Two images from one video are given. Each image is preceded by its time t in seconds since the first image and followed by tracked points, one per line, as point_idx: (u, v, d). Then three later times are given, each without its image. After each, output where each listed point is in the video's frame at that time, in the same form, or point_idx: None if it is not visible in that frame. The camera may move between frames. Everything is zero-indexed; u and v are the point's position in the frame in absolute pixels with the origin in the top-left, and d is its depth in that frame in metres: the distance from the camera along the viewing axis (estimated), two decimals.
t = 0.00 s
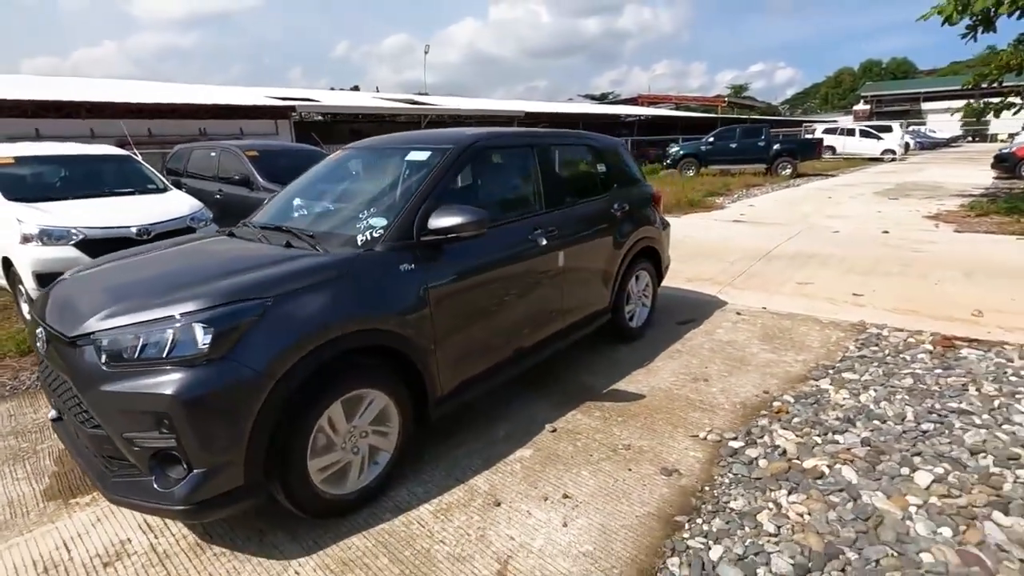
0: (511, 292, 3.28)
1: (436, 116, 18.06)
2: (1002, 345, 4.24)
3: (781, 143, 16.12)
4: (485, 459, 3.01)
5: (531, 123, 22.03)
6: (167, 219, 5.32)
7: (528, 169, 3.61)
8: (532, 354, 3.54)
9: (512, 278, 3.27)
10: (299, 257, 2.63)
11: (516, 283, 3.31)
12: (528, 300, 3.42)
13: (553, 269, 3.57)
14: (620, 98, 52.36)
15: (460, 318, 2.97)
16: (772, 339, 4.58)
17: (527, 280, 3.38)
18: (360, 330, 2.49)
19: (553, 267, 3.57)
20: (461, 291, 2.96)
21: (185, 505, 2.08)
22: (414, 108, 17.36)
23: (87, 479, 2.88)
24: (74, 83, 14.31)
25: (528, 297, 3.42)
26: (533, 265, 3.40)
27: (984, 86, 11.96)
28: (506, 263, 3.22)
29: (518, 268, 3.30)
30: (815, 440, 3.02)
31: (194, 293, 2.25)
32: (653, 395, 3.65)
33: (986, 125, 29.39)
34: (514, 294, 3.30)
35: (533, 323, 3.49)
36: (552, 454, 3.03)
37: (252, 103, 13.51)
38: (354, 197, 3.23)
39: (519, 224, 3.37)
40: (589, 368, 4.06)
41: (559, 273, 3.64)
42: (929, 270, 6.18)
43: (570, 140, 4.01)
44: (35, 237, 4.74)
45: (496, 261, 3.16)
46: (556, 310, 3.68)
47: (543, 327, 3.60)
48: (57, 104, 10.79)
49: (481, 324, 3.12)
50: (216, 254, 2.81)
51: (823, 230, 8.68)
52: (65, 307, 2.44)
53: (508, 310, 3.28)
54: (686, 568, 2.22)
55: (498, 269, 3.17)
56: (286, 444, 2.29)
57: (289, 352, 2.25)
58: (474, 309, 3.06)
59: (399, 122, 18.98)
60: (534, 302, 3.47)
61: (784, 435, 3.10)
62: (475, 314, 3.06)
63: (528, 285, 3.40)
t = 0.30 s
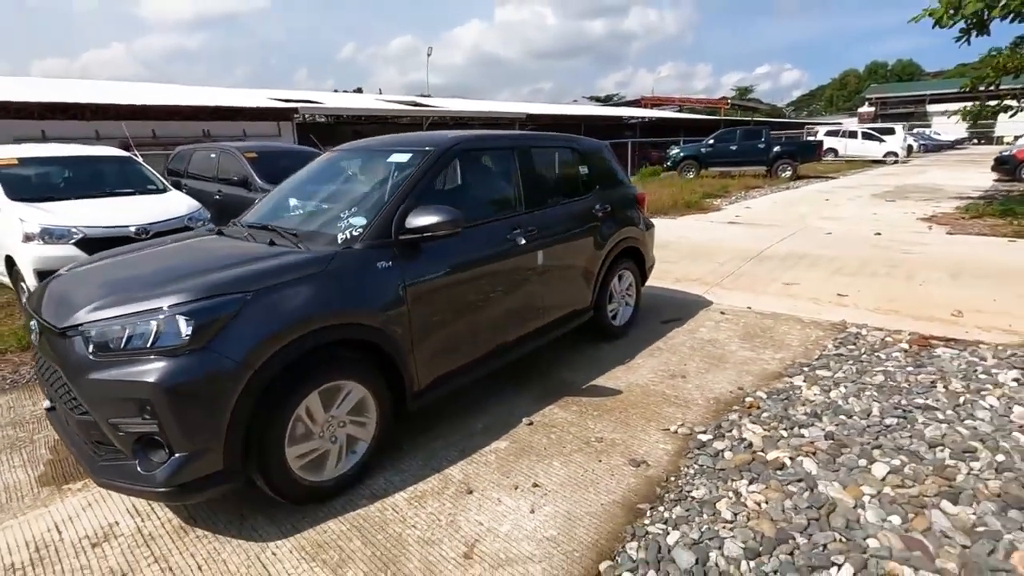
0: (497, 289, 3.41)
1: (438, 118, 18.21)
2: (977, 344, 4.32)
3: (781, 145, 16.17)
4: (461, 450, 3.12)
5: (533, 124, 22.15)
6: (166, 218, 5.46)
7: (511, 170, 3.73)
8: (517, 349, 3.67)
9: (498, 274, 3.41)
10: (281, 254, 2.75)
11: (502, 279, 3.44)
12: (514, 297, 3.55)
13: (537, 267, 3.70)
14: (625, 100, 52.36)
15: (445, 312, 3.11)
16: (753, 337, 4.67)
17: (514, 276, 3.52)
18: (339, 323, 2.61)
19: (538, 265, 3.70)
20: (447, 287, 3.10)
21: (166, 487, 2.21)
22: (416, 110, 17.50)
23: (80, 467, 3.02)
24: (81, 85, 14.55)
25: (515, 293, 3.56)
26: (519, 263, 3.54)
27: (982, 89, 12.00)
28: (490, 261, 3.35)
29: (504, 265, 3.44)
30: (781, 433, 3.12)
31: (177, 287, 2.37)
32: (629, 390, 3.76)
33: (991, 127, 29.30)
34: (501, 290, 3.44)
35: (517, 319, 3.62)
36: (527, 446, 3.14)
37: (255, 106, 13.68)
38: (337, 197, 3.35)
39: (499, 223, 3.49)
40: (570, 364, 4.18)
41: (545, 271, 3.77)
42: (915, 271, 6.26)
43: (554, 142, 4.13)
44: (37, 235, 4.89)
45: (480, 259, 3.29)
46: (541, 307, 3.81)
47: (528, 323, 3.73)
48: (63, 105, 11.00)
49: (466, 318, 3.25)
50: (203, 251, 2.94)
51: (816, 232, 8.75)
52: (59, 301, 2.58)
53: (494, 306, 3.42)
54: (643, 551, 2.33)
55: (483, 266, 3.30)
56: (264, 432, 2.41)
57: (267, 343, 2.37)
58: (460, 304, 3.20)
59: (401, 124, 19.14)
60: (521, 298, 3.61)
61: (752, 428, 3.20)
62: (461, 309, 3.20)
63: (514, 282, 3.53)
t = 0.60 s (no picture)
0: (499, 288, 3.48)
1: (446, 122, 18.34)
2: (977, 346, 4.34)
3: (788, 150, 16.17)
4: (462, 445, 3.18)
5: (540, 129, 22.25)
6: (177, 219, 5.57)
7: (514, 172, 3.80)
8: (519, 347, 3.73)
9: (500, 274, 3.48)
10: (287, 252, 2.83)
11: (504, 278, 3.51)
12: (516, 296, 3.62)
13: (539, 268, 3.76)
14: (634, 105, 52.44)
15: (447, 310, 3.18)
16: (753, 338, 4.70)
17: (516, 276, 3.59)
18: (343, 319, 2.68)
19: (539, 265, 3.77)
20: (449, 285, 3.17)
21: (175, 474, 2.29)
22: (425, 114, 17.63)
23: (91, 457, 3.10)
24: (96, 90, 14.80)
25: (517, 293, 3.63)
26: (521, 262, 3.61)
27: (990, 94, 11.98)
28: (492, 260, 3.42)
29: (505, 265, 3.51)
30: (777, 431, 3.16)
31: (188, 282, 2.45)
32: (629, 389, 3.81)
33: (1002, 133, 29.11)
34: (503, 289, 3.51)
35: (519, 318, 3.68)
36: (526, 442, 3.20)
37: (266, 110, 13.86)
38: (343, 197, 3.43)
39: (500, 223, 3.55)
40: (571, 364, 4.23)
41: (546, 271, 3.83)
42: (919, 274, 6.27)
43: (557, 145, 4.20)
44: (52, 235, 5.01)
45: (482, 258, 3.36)
46: (543, 307, 3.87)
47: (530, 322, 3.79)
48: (78, 109, 11.20)
49: (468, 316, 3.32)
50: (213, 248, 3.03)
51: (822, 236, 8.76)
52: (74, 296, 2.67)
53: (496, 304, 3.49)
54: (637, 542, 2.38)
55: (485, 266, 3.38)
56: (270, 423, 2.49)
57: (272, 337, 2.45)
58: (462, 303, 3.27)
59: (410, 128, 19.29)
60: (523, 297, 3.68)
61: (749, 426, 3.24)
62: (463, 307, 3.27)
63: (515, 281, 3.60)
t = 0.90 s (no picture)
0: (508, 294, 3.53)
1: (456, 129, 18.47)
2: (987, 355, 4.33)
3: (798, 156, 16.13)
4: (470, 449, 3.23)
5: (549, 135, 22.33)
6: (191, 225, 5.67)
7: (523, 180, 3.85)
8: (527, 353, 3.77)
9: (509, 280, 3.53)
10: (300, 258, 2.89)
11: (512, 285, 3.55)
12: (524, 302, 3.67)
13: (548, 274, 3.81)
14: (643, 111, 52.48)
15: (457, 315, 3.23)
16: (761, 345, 4.72)
17: (524, 282, 3.64)
18: (354, 324, 2.73)
19: (548, 271, 3.81)
20: (459, 291, 3.22)
21: (191, 475, 2.35)
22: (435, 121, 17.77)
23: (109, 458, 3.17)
24: (112, 97, 15.04)
25: (526, 299, 3.67)
26: (529, 269, 3.66)
27: (1003, 101, 11.91)
28: (501, 266, 3.47)
29: (514, 271, 3.56)
30: (784, 438, 3.17)
31: (204, 287, 2.52)
32: (636, 395, 3.83)
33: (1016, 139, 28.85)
34: (511, 295, 3.56)
35: (527, 323, 3.73)
36: (534, 446, 3.23)
37: (278, 117, 14.02)
38: (355, 203, 3.50)
39: (509, 231, 3.60)
40: (579, 370, 4.27)
41: (555, 278, 3.88)
42: (929, 282, 6.24)
43: (565, 153, 4.26)
44: (71, 240, 5.12)
45: (491, 265, 3.41)
46: (551, 313, 3.92)
47: (538, 328, 3.83)
48: (95, 116, 11.41)
49: (477, 322, 3.36)
50: (229, 254, 3.09)
51: (831, 243, 8.74)
52: (94, 299, 2.75)
53: (505, 310, 3.53)
54: (643, 546, 2.41)
55: (494, 272, 3.42)
56: (283, 426, 2.54)
57: (286, 341, 2.50)
58: (472, 308, 3.32)
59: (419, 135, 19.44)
60: (531, 304, 3.72)
61: (755, 433, 3.26)
62: (472, 313, 3.32)
63: (524, 288, 3.65)
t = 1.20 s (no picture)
0: (515, 306, 3.54)
1: (465, 138, 18.57)
2: (1000, 369, 4.27)
3: (808, 166, 16.07)
4: (477, 461, 3.23)
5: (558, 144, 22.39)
6: (204, 235, 5.73)
7: (531, 192, 3.87)
8: (534, 364, 3.77)
9: (517, 292, 3.54)
10: (309, 271, 2.91)
11: (520, 296, 3.57)
12: (532, 314, 3.67)
13: (555, 286, 3.81)
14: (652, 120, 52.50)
15: (465, 327, 3.24)
16: (770, 358, 4.69)
17: (532, 294, 3.65)
18: (362, 337, 2.75)
19: (555, 283, 3.82)
20: (466, 303, 3.24)
21: (200, 486, 2.37)
22: (444, 130, 17.88)
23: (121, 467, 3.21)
24: (128, 107, 15.27)
25: (533, 311, 3.68)
26: (537, 281, 3.67)
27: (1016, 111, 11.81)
28: (509, 279, 3.48)
29: (522, 283, 3.57)
30: (793, 453, 3.15)
31: (215, 300, 2.55)
32: (644, 408, 3.82)
33: None
34: (519, 307, 3.57)
35: (535, 335, 3.73)
36: (540, 459, 3.23)
37: (290, 127, 14.17)
38: (364, 215, 3.53)
39: (516, 243, 3.62)
40: (586, 382, 4.26)
41: (562, 290, 3.88)
42: (942, 294, 6.18)
43: (573, 166, 4.27)
44: (86, 250, 5.19)
45: (499, 277, 3.42)
46: (558, 325, 3.92)
47: (546, 340, 3.84)
48: (111, 127, 11.58)
49: (485, 334, 3.37)
50: (240, 266, 3.13)
51: (842, 253, 8.69)
52: (108, 311, 2.79)
53: (513, 322, 3.54)
54: (650, 562, 2.40)
55: (502, 284, 3.44)
56: (292, 437, 2.56)
57: (295, 354, 2.53)
58: (480, 320, 3.33)
59: (429, 144, 19.56)
60: (539, 315, 3.73)
61: (764, 448, 3.23)
62: (480, 325, 3.34)
63: (532, 299, 3.65)
